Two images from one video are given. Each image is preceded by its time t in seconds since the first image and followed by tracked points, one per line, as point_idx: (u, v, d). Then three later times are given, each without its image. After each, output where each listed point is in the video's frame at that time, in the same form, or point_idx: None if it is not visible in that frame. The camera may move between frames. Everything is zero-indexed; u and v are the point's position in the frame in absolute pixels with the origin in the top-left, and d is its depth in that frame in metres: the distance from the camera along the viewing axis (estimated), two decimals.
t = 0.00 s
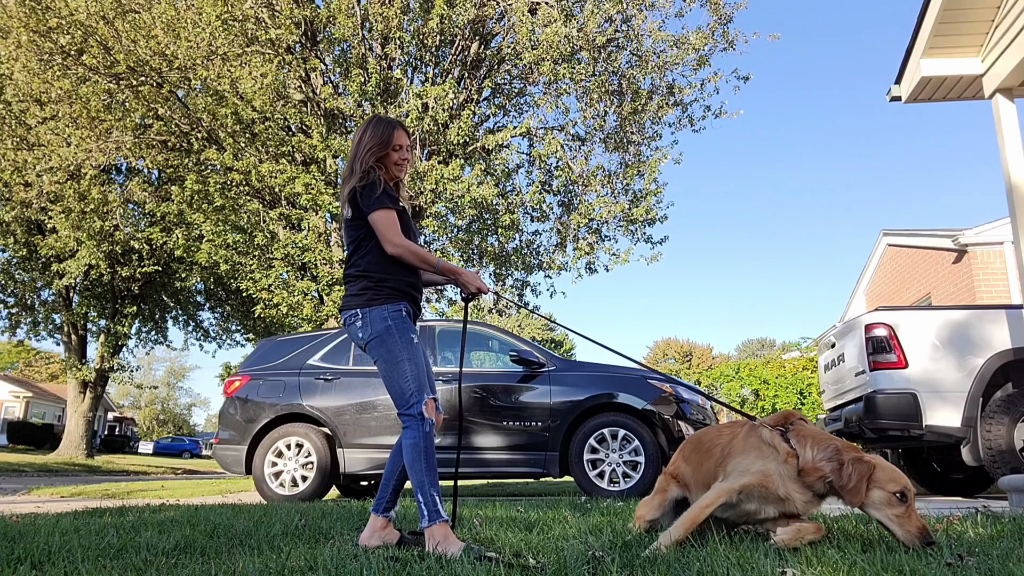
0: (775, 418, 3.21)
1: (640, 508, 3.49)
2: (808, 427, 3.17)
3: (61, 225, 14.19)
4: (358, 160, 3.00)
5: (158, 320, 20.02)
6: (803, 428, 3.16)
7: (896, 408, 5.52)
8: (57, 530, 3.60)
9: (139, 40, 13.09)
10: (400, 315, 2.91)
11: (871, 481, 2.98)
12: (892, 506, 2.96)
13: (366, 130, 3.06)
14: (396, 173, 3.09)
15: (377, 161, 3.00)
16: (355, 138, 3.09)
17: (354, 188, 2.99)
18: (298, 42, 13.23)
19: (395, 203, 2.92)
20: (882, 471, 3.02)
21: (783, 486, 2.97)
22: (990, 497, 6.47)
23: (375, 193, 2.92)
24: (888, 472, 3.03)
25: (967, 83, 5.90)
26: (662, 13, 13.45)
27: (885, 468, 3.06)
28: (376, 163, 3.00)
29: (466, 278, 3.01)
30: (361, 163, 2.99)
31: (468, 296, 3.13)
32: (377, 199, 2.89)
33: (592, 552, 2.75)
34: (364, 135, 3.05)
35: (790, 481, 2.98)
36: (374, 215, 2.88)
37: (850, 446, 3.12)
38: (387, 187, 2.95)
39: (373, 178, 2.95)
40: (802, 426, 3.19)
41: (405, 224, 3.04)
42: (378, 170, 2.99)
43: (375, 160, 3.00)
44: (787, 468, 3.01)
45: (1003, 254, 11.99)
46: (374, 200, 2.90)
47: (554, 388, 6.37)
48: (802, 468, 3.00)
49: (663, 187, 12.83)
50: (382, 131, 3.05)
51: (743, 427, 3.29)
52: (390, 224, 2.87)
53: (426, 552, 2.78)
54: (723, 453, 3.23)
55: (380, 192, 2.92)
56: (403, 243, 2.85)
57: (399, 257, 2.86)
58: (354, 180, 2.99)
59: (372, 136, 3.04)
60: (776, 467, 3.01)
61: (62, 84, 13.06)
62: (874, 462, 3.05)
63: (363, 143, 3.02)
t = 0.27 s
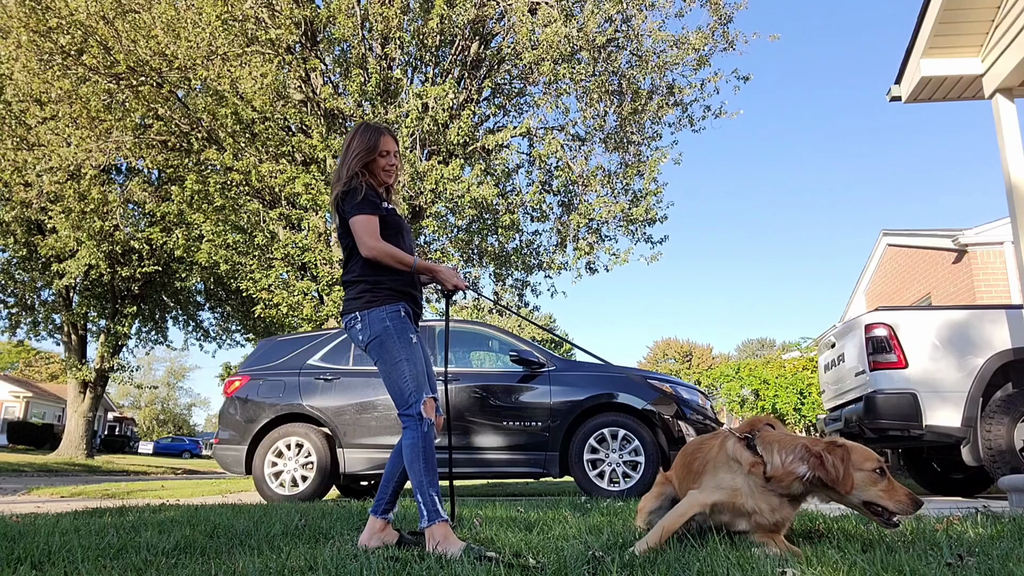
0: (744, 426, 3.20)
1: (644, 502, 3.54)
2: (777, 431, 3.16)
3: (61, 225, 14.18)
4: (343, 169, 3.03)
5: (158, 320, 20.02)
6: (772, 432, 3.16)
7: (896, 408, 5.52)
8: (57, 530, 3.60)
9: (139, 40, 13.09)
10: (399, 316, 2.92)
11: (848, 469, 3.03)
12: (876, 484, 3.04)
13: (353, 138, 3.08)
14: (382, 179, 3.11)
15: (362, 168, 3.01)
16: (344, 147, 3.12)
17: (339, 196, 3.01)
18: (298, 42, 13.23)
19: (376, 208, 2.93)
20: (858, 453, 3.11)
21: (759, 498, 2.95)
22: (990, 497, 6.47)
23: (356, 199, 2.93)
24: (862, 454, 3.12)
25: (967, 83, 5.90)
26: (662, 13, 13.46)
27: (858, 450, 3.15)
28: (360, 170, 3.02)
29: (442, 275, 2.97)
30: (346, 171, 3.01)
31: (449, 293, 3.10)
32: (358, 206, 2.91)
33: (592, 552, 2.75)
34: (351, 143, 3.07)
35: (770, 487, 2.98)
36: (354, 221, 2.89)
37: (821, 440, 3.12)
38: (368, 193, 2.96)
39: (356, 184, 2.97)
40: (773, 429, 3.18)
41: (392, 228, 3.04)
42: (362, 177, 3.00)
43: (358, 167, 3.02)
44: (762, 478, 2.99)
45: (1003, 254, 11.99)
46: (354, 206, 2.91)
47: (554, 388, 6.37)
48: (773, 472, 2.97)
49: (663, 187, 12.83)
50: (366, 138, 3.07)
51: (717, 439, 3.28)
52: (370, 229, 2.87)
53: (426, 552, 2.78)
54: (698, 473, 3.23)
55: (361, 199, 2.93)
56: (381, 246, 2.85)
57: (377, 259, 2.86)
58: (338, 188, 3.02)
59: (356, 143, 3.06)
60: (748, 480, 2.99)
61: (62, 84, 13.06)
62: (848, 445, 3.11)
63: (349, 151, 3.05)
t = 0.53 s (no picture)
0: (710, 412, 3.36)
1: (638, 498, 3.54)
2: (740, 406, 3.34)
3: (61, 225, 14.18)
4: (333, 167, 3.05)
5: (158, 320, 20.02)
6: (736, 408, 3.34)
7: (896, 408, 5.52)
8: (57, 530, 3.60)
9: (139, 40, 13.10)
10: (381, 314, 2.91)
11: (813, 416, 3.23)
12: (839, 420, 3.27)
13: (345, 137, 3.09)
14: (375, 178, 3.11)
15: (350, 166, 3.02)
16: (337, 146, 3.13)
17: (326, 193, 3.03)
18: (298, 42, 13.24)
19: (356, 206, 2.92)
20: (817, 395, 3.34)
21: (741, 473, 3.04)
22: (990, 497, 6.47)
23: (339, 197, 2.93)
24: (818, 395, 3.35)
25: (967, 83, 5.90)
26: (662, 13, 13.47)
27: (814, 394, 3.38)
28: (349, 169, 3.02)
29: (418, 271, 2.99)
30: (335, 169, 3.02)
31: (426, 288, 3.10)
32: (338, 204, 2.91)
33: (592, 552, 2.75)
34: (343, 142, 3.09)
35: (751, 458, 3.09)
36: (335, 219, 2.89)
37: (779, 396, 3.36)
38: (351, 191, 2.95)
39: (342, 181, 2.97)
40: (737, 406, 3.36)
41: (375, 227, 3.02)
42: (350, 175, 3.00)
43: (348, 165, 3.03)
44: (739, 454, 3.09)
45: (1003, 254, 12.00)
46: (337, 203, 2.91)
47: (554, 388, 6.37)
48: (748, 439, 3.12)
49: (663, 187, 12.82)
50: (360, 136, 3.08)
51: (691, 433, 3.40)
52: (350, 228, 2.87)
53: (427, 552, 2.78)
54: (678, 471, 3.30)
55: (344, 196, 2.92)
56: (354, 245, 2.84)
57: (350, 258, 2.86)
58: (326, 186, 3.03)
59: (350, 140, 3.08)
60: (726, 462, 3.08)
61: (62, 84, 13.06)
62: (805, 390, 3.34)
63: (340, 150, 3.06)
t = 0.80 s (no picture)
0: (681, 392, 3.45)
1: (632, 502, 3.47)
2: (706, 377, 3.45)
3: (61, 225, 14.18)
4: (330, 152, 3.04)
5: (158, 320, 20.01)
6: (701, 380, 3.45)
7: (896, 408, 5.52)
8: (57, 529, 3.60)
9: (139, 40, 13.09)
10: (371, 310, 2.90)
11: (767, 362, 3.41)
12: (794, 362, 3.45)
13: (345, 122, 3.09)
14: (370, 165, 3.12)
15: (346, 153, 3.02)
16: (335, 130, 3.13)
17: (321, 177, 3.02)
18: (298, 42, 13.24)
19: (350, 194, 2.91)
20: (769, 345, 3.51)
21: (720, 438, 3.11)
22: (989, 497, 6.48)
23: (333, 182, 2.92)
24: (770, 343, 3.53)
25: (967, 83, 5.90)
26: (662, 13, 13.48)
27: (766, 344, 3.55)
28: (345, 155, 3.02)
29: (404, 260, 3.02)
30: (331, 155, 3.02)
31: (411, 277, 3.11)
32: (332, 189, 2.90)
33: (592, 552, 2.75)
34: (342, 127, 3.09)
35: (729, 415, 3.22)
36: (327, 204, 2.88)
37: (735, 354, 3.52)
38: (345, 178, 2.94)
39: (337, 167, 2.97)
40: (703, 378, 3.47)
41: (367, 216, 3.03)
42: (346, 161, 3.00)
43: (346, 151, 3.03)
44: (719, 416, 3.20)
45: (1003, 254, 12.00)
46: (331, 188, 2.90)
47: (554, 388, 6.37)
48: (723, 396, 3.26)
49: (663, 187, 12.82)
50: (361, 124, 3.08)
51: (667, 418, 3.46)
52: (342, 215, 2.87)
53: (427, 553, 2.78)
54: (663, 459, 3.32)
55: (338, 182, 2.92)
56: (344, 232, 2.84)
57: (339, 243, 2.85)
58: (321, 170, 3.03)
59: (350, 126, 3.08)
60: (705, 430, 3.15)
61: (62, 84, 13.05)
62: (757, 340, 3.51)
63: (340, 135, 3.06)
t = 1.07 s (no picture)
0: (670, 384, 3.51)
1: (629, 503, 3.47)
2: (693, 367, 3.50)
3: (61, 225, 14.18)
4: (327, 139, 3.02)
5: (158, 320, 20.01)
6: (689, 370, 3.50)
7: (896, 408, 5.52)
8: (57, 529, 3.60)
9: (139, 40, 13.09)
10: (343, 306, 2.91)
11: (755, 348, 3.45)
12: (783, 343, 3.46)
13: (344, 109, 3.08)
14: (365, 156, 3.12)
15: (345, 142, 3.01)
16: (332, 116, 3.10)
17: (314, 163, 2.99)
18: (298, 42, 13.25)
19: (345, 185, 2.90)
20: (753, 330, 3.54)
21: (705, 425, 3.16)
22: (989, 497, 6.47)
23: (330, 170, 2.90)
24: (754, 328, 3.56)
25: (967, 83, 5.90)
26: (662, 13, 13.48)
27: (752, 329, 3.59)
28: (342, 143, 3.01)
29: (393, 257, 3.09)
30: (328, 142, 3.01)
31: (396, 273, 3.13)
32: (328, 179, 2.87)
33: (592, 552, 2.75)
34: (340, 114, 3.07)
35: (718, 398, 3.26)
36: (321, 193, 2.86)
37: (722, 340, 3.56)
38: (342, 168, 2.93)
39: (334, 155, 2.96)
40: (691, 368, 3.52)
41: (357, 210, 3.03)
42: (343, 150, 2.99)
43: (344, 140, 3.02)
44: (707, 400, 3.25)
45: (1003, 254, 12.00)
46: (326, 177, 2.88)
47: (554, 388, 6.37)
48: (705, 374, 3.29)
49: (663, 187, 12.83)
50: (362, 114, 3.08)
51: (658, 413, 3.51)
52: (337, 207, 2.85)
53: (427, 553, 2.78)
54: (653, 450, 3.36)
55: (333, 171, 2.90)
56: (338, 225, 2.82)
57: (330, 235, 2.84)
58: (315, 156, 3.00)
59: (351, 115, 3.07)
60: (689, 416, 3.21)
61: (62, 84, 13.05)
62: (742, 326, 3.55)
63: (338, 122, 3.04)
